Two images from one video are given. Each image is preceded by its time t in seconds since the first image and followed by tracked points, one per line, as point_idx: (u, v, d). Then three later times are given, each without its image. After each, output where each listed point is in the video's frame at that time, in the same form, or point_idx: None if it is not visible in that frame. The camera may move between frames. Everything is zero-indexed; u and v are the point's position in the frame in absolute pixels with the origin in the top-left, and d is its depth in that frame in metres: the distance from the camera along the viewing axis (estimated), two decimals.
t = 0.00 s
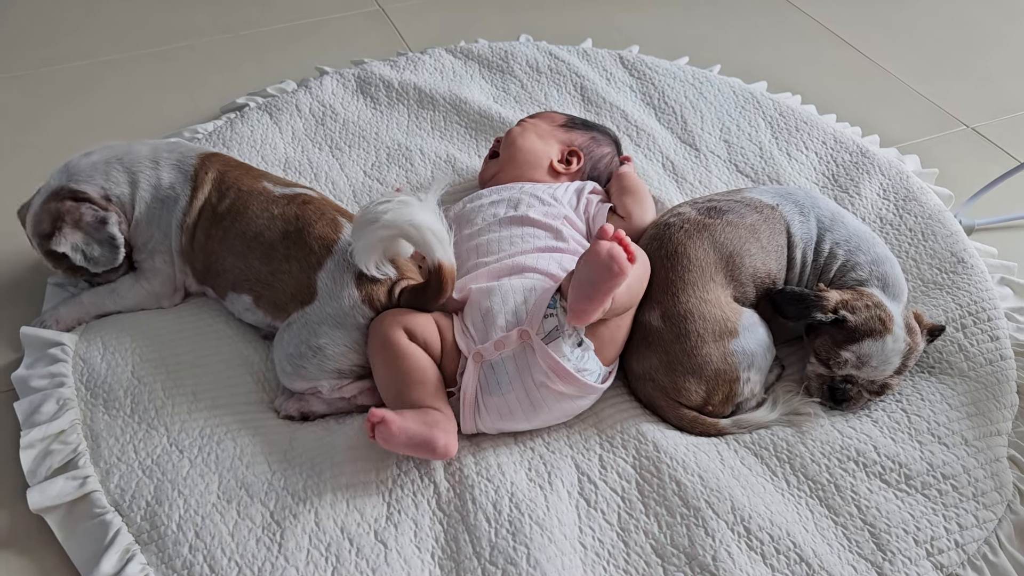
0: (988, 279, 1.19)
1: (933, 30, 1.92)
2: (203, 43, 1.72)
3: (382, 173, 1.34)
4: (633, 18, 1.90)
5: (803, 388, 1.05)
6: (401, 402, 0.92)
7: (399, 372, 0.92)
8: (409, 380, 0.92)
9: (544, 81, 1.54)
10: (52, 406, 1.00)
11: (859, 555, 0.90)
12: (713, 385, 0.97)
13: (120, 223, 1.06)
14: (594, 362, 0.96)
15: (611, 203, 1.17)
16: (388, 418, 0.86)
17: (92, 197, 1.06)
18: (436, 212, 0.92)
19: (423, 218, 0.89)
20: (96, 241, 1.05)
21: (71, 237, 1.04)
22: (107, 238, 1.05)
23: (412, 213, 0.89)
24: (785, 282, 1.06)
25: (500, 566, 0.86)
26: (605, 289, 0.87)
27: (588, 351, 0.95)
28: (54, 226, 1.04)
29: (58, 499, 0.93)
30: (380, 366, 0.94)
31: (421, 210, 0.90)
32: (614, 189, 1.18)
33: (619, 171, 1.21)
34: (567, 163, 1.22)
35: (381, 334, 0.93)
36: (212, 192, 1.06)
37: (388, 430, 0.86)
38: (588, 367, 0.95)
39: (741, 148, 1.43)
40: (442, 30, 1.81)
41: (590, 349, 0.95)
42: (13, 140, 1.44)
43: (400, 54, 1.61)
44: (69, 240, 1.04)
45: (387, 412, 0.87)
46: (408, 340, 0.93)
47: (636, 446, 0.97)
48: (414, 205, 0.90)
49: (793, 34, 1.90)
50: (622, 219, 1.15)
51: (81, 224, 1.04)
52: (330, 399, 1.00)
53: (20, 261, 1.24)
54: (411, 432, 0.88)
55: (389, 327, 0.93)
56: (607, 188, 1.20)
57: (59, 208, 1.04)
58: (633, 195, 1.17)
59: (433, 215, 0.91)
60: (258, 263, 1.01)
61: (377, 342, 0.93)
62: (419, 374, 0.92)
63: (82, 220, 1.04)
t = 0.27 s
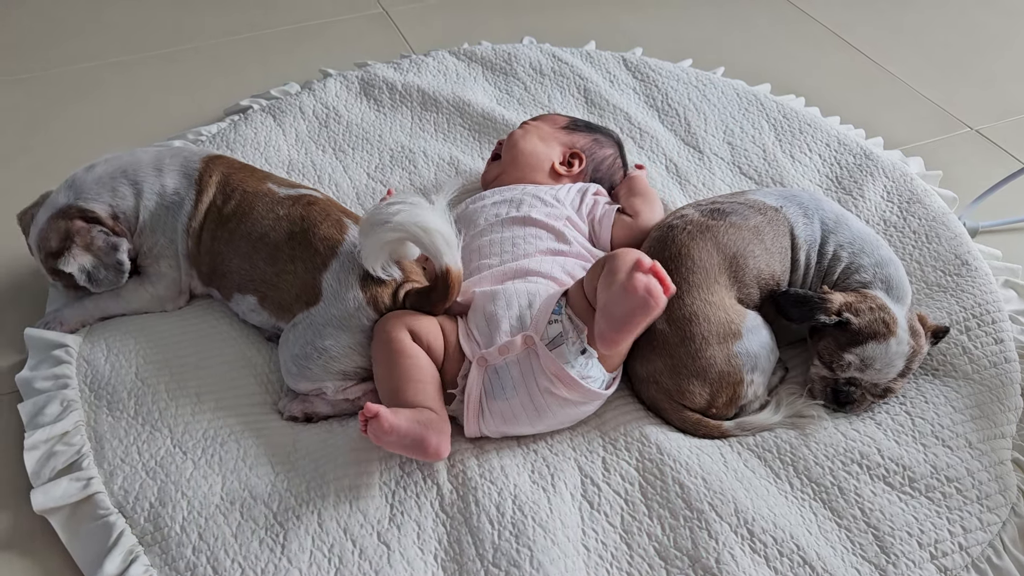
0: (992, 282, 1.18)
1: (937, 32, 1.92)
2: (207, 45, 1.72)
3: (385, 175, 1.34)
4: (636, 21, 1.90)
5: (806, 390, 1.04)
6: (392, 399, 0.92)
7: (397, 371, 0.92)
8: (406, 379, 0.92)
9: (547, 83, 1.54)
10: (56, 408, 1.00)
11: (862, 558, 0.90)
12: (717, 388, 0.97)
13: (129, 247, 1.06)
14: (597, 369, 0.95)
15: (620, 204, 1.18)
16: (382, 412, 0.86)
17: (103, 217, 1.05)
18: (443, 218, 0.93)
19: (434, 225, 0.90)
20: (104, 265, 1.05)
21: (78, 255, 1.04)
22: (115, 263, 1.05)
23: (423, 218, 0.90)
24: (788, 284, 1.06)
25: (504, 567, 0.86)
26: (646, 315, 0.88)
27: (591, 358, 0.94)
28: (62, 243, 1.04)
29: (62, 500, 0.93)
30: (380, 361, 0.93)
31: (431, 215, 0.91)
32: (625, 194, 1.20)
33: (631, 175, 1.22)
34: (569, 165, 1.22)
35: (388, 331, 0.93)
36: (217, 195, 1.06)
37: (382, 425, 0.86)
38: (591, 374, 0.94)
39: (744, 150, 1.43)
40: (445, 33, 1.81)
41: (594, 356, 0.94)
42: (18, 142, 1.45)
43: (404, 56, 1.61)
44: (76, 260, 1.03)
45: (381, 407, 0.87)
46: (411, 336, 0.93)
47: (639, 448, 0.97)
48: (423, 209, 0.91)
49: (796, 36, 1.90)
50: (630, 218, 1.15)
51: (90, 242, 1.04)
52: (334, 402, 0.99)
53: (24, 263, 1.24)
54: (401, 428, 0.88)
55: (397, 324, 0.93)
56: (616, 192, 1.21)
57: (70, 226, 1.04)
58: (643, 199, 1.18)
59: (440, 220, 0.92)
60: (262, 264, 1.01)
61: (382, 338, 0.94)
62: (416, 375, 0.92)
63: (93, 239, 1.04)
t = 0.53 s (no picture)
0: (998, 285, 1.18)
1: (943, 34, 1.91)
2: (213, 47, 1.73)
3: (390, 177, 1.35)
4: (640, 23, 1.90)
5: (812, 392, 1.04)
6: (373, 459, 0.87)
7: (387, 427, 0.88)
8: (392, 441, 0.87)
9: (553, 85, 1.54)
10: (62, 409, 1.01)
11: (868, 561, 0.90)
12: (721, 389, 0.97)
13: (124, 263, 1.06)
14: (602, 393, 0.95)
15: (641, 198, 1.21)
16: (355, 485, 0.81)
17: (101, 232, 1.05)
18: (446, 250, 0.96)
19: (432, 262, 0.94)
20: (97, 279, 1.05)
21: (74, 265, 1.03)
22: (109, 279, 1.05)
23: (422, 255, 0.93)
24: (793, 286, 1.06)
25: (508, 570, 0.86)
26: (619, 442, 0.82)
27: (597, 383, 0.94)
28: (59, 252, 1.03)
29: (67, 500, 0.93)
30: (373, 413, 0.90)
31: (433, 252, 0.94)
32: (648, 185, 1.23)
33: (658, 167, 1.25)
34: (574, 167, 1.23)
35: (390, 381, 0.90)
36: (220, 202, 1.07)
37: (353, 500, 0.81)
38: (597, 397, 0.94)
39: (749, 152, 1.43)
40: (450, 34, 1.81)
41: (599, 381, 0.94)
42: (24, 144, 1.45)
43: (409, 58, 1.62)
44: (70, 271, 1.03)
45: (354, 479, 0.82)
46: (412, 387, 0.90)
47: (643, 451, 0.97)
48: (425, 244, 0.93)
49: (802, 38, 1.90)
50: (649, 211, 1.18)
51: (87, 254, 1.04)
52: (340, 405, 0.99)
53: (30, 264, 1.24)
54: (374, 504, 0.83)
55: (400, 373, 0.91)
56: (642, 182, 1.24)
57: (69, 237, 1.04)
58: (665, 195, 1.22)
59: (442, 254, 0.95)
60: (267, 269, 1.02)
61: (383, 387, 0.91)
62: (404, 440, 0.88)
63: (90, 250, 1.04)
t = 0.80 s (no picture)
0: (1007, 289, 1.17)
1: (951, 37, 1.91)
2: (219, 49, 1.73)
3: (396, 179, 1.35)
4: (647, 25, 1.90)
5: (819, 397, 1.03)
6: (395, 526, 0.87)
7: (410, 489, 0.87)
8: (415, 506, 0.87)
9: (559, 87, 1.54)
10: (68, 410, 1.01)
11: (875, 566, 0.90)
12: (728, 393, 0.96)
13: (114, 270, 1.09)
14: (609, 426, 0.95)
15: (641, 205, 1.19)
16: (378, 560, 0.81)
17: (95, 238, 1.08)
18: (453, 265, 0.95)
19: (440, 278, 0.93)
20: (86, 283, 1.07)
21: (67, 269, 1.06)
22: (98, 285, 1.07)
23: (432, 271, 0.92)
24: (799, 290, 1.05)
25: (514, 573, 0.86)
26: (585, 556, 0.88)
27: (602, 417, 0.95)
28: (52, 253, 1.06)
29: (73, 501, 0.93)
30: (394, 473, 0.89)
31: (442, 268, 0.93)
32: (645, 191, 1.20)
33: (651, 168, 1.22)
34: (576, 169, 1.22)
35: (413, 439, 0.90)
36: (221, 209, 1.07)
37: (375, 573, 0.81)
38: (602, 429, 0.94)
39: (756, 155, 1.42)
40: (456, 37, 1.81)
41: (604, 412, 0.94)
42: (32, 145, 1.46)
43: (415, 60, 1.62)
44: (58, 274, 1.05)
45: (378, 554, 0.81)
46: (436, 449, 0.89)
47: (649, 455, 0.97)
48: (435, 259, 0.93)
49: (808, 41, 1.89)
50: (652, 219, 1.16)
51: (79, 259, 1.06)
52: (346, 410, 0.99)
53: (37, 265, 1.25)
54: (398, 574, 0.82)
55: (426, 432, 0.90)
56: (640, 182, 1.22)
57: (65, 241, 1.07)
58: (664, 198, 1.19)
59: (449, 269, 0.94)
60: (270, 276, 1.02)
61: (405, 445, 0.90)
62: (427, 504, 0.87)
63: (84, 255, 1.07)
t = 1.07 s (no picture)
0: (1013, 290, 1.17)
1: (956, 36, 1.90)
2: (224, 48, 1.73)
3: (400, 179, 1.35)
4: (652, 25, 1.90)
5: (823, 398, 1.03)
6: (395, 525, 0.86)
7: (411, 488, 0.87)
8: (416, 505, 0.86)
9: (563, 87, 1.54)
10: (71, 409, 1.01)
11: (880, 568, 0.89)
12: (732, 394, 0.96)
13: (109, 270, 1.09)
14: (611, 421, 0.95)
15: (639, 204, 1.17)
16: (377, 562, 0.80)
17: (95, 238, 1.08)
18: (455, 267, 0.95)
19: (443, 279, 0.92)
20: (80, 281, 1.07)
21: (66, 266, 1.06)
22: (93, 284, 1.07)
23: (435, 271, 0.92)
24: (804, 291, 1.05)
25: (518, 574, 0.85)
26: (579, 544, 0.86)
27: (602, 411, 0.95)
28: (49, 251, 1.07)
29: (76, 501, 0.93)
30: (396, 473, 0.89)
31: (444, 268, 0.93)
32: (643, 192, 1.18)
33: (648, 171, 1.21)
34: (586, 168, 1.22)
35: (416, 438, 0.90)
36: (224, 209, 1.07)
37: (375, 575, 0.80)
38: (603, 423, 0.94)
39: (761, 155, 1.42)
40: (461, 36, 1.81)
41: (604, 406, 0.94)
42: (37, 144, 1.46)
43: (420, 59, 1.61)
44: (53, 270, 1.06)
45: (377, 556, 0.80)
46: (439, 448, 0.89)
47: (653, 456, 0.96)
48: (439, 261, 0.93)
49: (814, 40, 1.89)
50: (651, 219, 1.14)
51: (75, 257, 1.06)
52: (349, 410, 0.99)
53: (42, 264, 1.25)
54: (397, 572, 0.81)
55: (428, 432, 0.90)
56: (636, 185, 1.20)
57: (64, 239, 1.07)
58: (661, 197, 1.17)
59: (452, 271, 0.94)
60: (274, 276, 1.02)
61: (408, 443, 0.90)
62: (429, 504, 0.87)
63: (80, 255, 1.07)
